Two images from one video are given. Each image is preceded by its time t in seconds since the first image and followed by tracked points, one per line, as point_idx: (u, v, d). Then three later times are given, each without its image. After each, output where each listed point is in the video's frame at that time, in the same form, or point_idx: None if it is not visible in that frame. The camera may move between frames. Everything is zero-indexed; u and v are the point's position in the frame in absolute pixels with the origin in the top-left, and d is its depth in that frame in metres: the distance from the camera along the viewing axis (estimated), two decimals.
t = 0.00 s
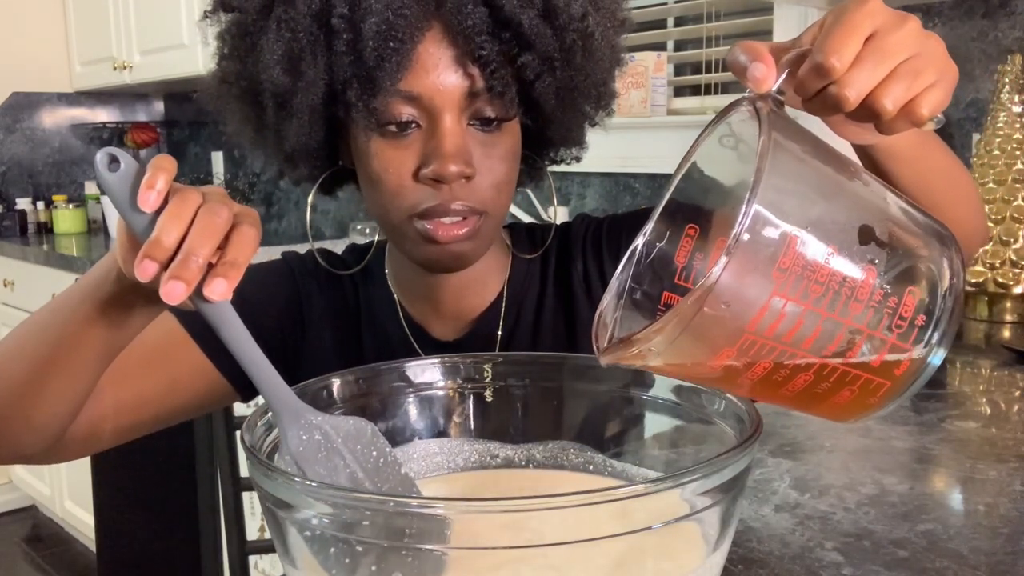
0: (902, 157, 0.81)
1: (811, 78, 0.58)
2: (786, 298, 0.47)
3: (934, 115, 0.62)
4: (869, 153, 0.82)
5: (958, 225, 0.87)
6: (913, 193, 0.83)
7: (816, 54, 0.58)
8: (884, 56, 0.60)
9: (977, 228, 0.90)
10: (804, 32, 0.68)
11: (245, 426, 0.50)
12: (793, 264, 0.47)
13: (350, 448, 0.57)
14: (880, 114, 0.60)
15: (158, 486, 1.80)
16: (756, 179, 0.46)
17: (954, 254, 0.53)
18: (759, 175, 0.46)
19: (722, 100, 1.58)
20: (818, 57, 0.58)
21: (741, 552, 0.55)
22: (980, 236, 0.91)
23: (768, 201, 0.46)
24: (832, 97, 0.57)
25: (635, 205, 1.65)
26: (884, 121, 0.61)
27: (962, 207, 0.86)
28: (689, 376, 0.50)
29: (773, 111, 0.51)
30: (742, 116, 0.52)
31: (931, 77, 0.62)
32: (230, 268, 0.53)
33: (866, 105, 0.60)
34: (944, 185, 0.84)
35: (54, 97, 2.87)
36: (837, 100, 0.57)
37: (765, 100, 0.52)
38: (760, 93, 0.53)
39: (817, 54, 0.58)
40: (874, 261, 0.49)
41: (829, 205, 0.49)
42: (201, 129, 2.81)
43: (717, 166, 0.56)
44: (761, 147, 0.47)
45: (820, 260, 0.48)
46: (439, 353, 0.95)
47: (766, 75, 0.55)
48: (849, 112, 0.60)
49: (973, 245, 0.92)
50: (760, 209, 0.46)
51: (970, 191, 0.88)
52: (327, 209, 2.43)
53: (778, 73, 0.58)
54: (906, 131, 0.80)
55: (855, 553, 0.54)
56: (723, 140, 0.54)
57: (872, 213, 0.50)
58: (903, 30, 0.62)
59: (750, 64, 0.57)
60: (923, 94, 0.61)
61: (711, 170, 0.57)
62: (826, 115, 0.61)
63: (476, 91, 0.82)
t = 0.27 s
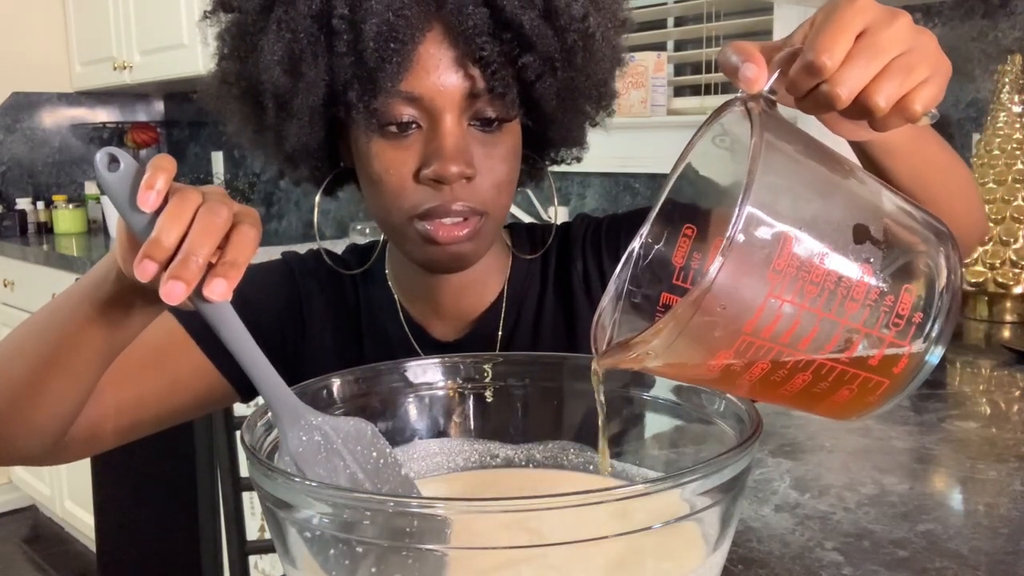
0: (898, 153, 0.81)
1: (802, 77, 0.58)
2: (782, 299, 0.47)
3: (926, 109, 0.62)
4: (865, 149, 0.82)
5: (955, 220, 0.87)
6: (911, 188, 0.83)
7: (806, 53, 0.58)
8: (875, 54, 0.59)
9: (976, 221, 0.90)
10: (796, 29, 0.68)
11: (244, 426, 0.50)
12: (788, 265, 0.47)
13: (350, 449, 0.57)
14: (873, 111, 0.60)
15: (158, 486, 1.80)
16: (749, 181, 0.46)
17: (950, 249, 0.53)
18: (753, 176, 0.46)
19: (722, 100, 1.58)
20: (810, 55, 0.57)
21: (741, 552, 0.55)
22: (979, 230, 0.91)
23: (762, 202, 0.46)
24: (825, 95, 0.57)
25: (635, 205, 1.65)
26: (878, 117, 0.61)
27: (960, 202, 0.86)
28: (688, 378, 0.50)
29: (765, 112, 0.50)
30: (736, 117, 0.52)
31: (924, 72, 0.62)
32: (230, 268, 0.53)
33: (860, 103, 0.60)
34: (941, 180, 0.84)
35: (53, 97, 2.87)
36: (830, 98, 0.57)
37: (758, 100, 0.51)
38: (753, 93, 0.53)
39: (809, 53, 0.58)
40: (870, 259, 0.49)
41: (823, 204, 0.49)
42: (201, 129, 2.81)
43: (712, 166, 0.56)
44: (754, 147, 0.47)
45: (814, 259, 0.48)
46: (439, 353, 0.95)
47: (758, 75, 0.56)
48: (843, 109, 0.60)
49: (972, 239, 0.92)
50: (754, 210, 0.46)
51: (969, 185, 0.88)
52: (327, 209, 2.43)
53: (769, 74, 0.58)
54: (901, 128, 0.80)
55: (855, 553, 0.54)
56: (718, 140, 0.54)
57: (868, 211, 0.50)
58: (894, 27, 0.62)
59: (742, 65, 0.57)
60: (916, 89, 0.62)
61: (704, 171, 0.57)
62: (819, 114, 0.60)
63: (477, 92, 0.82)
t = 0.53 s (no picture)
0: (895, 151, 0.81)
1: (797, 76, 0.58)
2: (780, 299, 0.47)
3: (923, 107, 0.62)
4: (862, 147, 0.82)
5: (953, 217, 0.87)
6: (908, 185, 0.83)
7: (801, 52, 0.58)
8: (869, 52, 0.60)
9: (975, 217, 0.90)
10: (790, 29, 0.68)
11: (245, 426, 0.50)
12: (785, 265, 0.47)
13: (350, 450, 0.57)
14: (868, 110, 0.60)
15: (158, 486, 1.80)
16: (744, 182, 0.46)
17: (948, 247, 0.53)
18: (748, 177, 0.46)
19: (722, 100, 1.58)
20: (804, 55, 0.58)
21: (741, 552, 0.55)
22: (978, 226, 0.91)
23: (758, 203, 0.46)
24: (820, 95, 0.58)
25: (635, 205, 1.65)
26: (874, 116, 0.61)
27: (958, 199, 0.86)
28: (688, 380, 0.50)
29: (761, 112, 0.51)
30: (731, 116, 0.52)
31: (920, 70, 0.62)
32: (230, 269, 0.53)
33: (855, 102, 0.60)
34: (938, 178, 0.84)
35: (53, 97, 2.87)
36: (825, 97, 0.57)
37: (754, 100, 0.52)
38: (749, 94, 0.53)
39: (803, 52, 0.58)
40: (868, 258, 0.49)
41: (820, 204, 0.49)
42: (201, 129, 2.81)
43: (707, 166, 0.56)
44: (749, 148, 0.47)
45: (811, 259, 0.48)
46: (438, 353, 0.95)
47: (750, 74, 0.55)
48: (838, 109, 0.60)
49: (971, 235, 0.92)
50: (750, 211, 0.46)
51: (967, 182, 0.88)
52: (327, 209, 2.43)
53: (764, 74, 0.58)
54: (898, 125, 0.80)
55: (855, 553, 0.54)
56: (713, 140, 0.55)
57: (865, 210, 0.50)
58: (888, 24, 0.62)
59: (737, 65, 0.57)
60: (912, 87, 0.61)
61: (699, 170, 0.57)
62: (815, 113, 0.61)
63: (476, 93, 0.82)
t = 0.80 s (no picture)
0: (892, 149, 0.81)
1: (792, 76, 0.57)
2: (777, 299, 0.47)
3: (918, 105, 0.62)
4: (858, 145, 0.82)
5: (951, 215, 0.87)
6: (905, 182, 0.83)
7: (795, 53, 0.58)
8: (863, 52, 0.60)
9: (973, 214, 0.90)
10: (784, 29, 0.68)
11: (245, 426, 0.50)
12: (783, 265, 0.47)
13: (351, 450, 0.57)
14: (863, 109, 0.60)
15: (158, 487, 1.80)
16: (740, 183, 0.46)
17: (945, 244, 0.53)
18: (744, 178, 0.46)
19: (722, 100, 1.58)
20: (798, 55, 0.58)
21: (741, 552, 0.55)
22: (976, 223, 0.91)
23: (755, 204, 0.46)
24: (816, 93, 0.57)
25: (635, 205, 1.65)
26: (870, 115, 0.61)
27: (956, 197, 0.86)
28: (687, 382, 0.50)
29: (756, 112, 0.50)
30: (726, 117, 0.52)
31: (914, 68, 0.62)
32: (232, 268, 0.53)
33: (850, 100, 0.60)
34: (935, 175, 0.84)
35: (54, 97, 2.87)
36: (820, 96, 0.57)
37: (749, 100, 0.51)
38: (744, 93, 0.53)
39: (797, 52, 0.58)
40: (865, 257, 0.49)
41: (817, 203, 0.49)
42: (201, 129, 2.81)
43: (704, 167, 0.56)
44: (745, 148, 0.47)
45: (808, 259, 0.48)
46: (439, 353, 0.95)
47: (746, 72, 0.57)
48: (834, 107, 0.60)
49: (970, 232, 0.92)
50: (747, 212, 0.46)
51: (965, 180, 0.87)
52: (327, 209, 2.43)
53: (759, 75, 0.58)
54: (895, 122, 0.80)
55: (855, 553, 0.54)
56: (710, 140, 0.55)
57: (862, 208, 0.50)
58: (881, 23, 0.62)
59: (732, 65, 0.58)
60: (906, 85, 0.61)
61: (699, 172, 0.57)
62: (810, 113, 0.60)
63: (476, 94, 0.82)
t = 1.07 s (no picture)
0: (889, 147, 0.81)
1: (788, 75, 0.57)
2: (776, 300, 0.47)
3: (914, 104, 0.62)
4: (855, 142, 0.82)
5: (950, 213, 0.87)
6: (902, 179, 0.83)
7: (790, 52, 0.58)
8: (859, 50, 0.59)
9: (972, 210, 0.90)
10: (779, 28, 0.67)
11: (245, 426, 0.50)
12: (781, 266, 0.47)
13: (351, 449, 0.57)
14: (859, 108, 0.60)
15: (158, 487, 1.80)
16: (738, 183, 0.46)
17: (943, 243, 0.53)
18: (742, 178, 0.46)
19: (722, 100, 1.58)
20: (794, 54, 0.57)
21: (741, 552, 0.55)
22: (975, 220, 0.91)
23: (753, 204, 0.46)
24: (811, 93, 0.57)
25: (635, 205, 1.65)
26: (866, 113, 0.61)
27: (954, 194, 0.86)
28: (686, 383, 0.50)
29: (753, 112, 0.50)
30: (724, 116, 0.52)
31: (910, 66, 0.62)
32: (233, 266, 0.53)
33: (846, 100, 0.60)
34: (932, 172, 0.84)
35: (54, 97, 2.87)
36: (816, 96, 0.57)
37: (745, 100, 0.52)
38: (740, 94, 0.53)
39: (793, 51, 0.58)
40: (863, 257, 0.49)
41: (814, 203, 0.49)
42: (201, 129, 2.81)
43: (703, 168, 0.56)
44: (742, 149, 0.47)
45: (806, 259, 0.47)
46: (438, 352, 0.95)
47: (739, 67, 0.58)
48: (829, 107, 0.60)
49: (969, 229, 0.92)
50: (745, 213, 0.46)
51: (963, 177, 0.87)
52: (327, 209, 2.42)
53: (755, 75, 0.58)
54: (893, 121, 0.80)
55: (855, 553, 0.54)
56: (707, 140, 0.55)
57: (859, 208, 0.50)
58: (876, 21, 0.62)
59: (728, 65, 0.58)
60: (903, 83, 0.62)
61: (698, 172, 0.57)
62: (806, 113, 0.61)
63: (476, 94, 0.82)
